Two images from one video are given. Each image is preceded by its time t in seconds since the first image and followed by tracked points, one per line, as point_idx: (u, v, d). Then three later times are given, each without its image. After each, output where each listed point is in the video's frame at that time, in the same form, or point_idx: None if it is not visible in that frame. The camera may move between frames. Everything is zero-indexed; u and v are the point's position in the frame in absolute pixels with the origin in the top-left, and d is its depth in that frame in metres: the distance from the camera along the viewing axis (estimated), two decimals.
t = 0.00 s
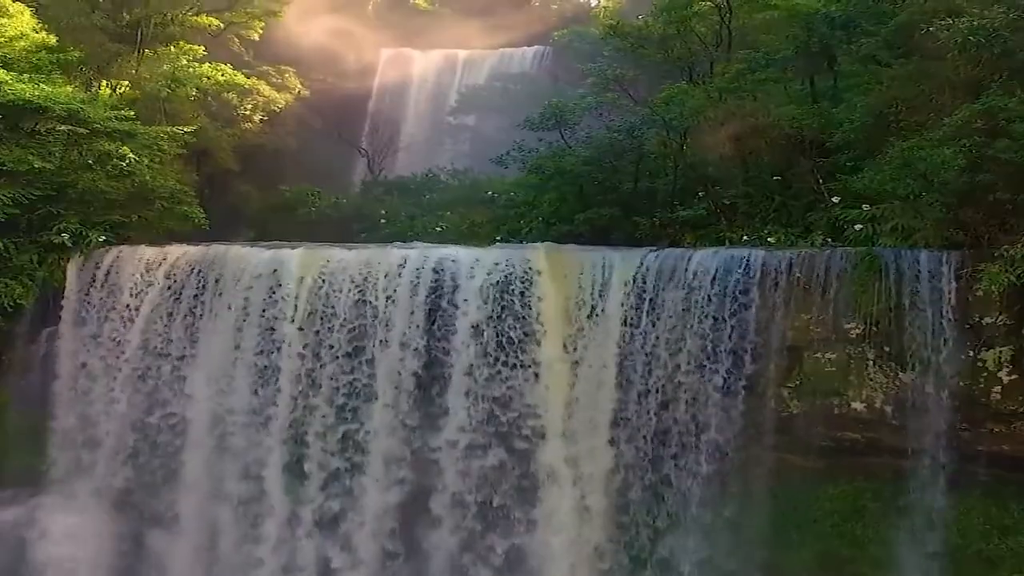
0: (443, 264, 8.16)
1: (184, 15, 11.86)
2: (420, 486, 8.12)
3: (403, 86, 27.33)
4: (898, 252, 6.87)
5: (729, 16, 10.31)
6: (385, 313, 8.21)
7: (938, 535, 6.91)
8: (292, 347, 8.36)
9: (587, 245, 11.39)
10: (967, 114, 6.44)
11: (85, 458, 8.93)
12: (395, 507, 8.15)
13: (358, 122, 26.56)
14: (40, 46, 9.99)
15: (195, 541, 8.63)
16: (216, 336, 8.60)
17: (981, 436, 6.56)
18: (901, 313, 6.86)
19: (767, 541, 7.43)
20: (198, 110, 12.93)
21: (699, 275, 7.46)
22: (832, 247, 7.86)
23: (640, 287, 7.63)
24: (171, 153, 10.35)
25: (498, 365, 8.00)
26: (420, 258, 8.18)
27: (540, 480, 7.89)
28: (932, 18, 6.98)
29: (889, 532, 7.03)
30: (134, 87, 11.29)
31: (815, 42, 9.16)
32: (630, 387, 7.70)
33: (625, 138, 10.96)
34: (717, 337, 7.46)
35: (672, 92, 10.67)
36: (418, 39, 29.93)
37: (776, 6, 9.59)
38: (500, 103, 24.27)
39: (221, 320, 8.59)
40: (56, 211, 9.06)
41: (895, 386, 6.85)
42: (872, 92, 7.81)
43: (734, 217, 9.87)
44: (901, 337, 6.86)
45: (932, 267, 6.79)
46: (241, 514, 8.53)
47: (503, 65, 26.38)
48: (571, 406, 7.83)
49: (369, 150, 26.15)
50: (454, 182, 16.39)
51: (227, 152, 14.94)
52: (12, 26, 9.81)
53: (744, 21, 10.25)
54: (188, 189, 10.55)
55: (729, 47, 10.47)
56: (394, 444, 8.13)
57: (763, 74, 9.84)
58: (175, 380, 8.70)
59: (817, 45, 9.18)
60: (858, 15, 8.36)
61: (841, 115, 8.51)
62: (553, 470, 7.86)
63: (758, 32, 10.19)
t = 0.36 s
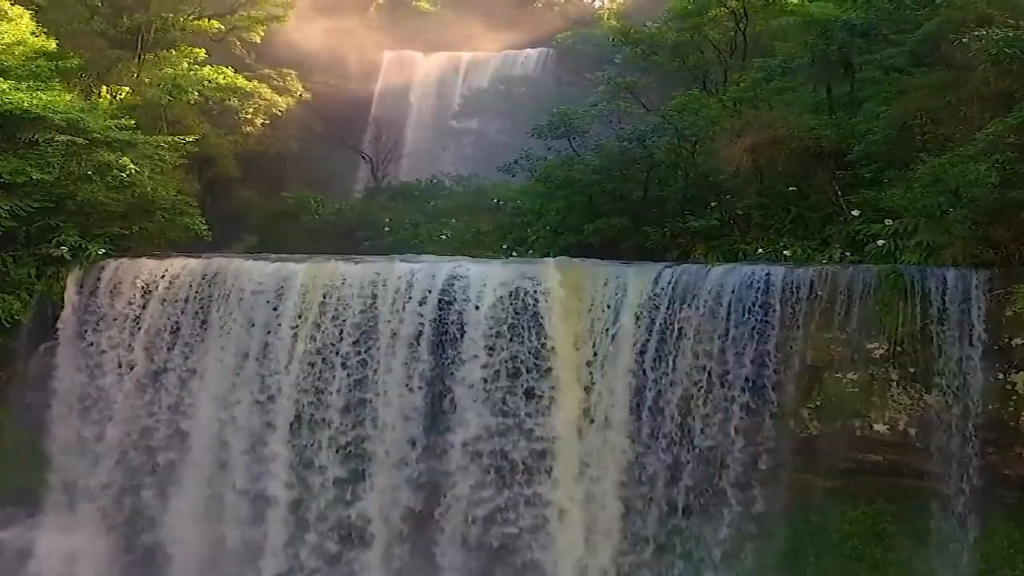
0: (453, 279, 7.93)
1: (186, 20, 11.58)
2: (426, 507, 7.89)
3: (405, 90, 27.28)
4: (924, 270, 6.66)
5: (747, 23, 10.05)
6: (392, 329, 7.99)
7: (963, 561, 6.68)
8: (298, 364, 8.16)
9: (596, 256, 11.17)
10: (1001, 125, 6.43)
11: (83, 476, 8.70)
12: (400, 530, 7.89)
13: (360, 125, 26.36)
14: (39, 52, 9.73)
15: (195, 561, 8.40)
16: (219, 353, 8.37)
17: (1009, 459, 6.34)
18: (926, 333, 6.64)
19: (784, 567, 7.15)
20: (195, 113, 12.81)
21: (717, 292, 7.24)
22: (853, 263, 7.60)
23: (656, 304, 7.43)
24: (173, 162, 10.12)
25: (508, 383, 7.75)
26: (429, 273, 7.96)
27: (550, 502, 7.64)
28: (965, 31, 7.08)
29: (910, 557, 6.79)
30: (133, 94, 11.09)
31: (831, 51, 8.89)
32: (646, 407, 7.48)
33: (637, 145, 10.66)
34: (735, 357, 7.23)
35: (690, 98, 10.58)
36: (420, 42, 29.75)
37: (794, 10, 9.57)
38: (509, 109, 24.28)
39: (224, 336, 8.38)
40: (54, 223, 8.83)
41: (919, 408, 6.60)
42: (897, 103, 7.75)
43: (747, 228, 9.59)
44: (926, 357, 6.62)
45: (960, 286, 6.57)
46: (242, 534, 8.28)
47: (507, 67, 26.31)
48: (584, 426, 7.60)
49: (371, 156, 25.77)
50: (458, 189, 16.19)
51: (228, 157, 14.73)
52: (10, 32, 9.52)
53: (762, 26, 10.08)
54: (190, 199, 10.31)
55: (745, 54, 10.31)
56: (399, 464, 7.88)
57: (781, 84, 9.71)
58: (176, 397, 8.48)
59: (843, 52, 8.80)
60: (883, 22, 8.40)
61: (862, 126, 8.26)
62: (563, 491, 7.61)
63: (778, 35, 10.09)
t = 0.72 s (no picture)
0: (464, 297, 7.68)
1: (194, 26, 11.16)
2: (437, 531, 7.69)
3: (407, 94, 27.14)
4: (954, 294, 6.43)
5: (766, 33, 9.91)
6: (401, 348, 7.75)
7: None
8: (304, 383, 7.92)
9: (607, 267, 10.93)
10: None
11: (84, 497, 8.48)
12: (411, 553, 7.71)
13: (362, 128, 26.05)
14: (42, 62, 9.49)
15: None
16: (224, 372, 8.15)
17: None
18: (957, 358, 6.38)
19: None
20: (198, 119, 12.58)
21: (738, 312, 6.99)
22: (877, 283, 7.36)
23: (675, 324, 7.17)
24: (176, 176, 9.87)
25: (523, 404, 7.57)
26: (438, 290, 7.71)
27: (565, 526, 7.46)
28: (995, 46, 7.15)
29: None
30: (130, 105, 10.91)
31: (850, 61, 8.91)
32: (663, 429, 7.27)
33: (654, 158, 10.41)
34: (757, 380, 6.98)
35: (701, 109, 10.39)
36: (423, 44, 29.59)
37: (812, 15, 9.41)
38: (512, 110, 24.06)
39: (229, 355, 8.15)
40: (54, 238, 8.60)
41: (947, 434, 6.37)
42: (925, 119, 7.75)
43: (762, 241, 9.28)
44: (955, 383, 6.38)
45: (991, 311, 6.35)
46: (247, 557, 8.05)
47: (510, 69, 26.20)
48: (599, 448, 7.42)
49: (376, 163, 25.63)
50: (463, 196, 15.98)
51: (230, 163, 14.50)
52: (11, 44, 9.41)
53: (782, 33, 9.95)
54: (193, 214, 10.06)
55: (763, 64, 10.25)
56: (410, 486, 7.71)
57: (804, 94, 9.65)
58: (178, 417, 8.25)
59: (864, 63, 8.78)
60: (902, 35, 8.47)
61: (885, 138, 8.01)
62: (579, 515, 7.43)
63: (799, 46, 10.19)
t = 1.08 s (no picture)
0: (475, 317, 7.52)
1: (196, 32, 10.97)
2: (448, 556, 7.46)
3: (410, 100, 26.91)
4: (980, 317, 6.31)
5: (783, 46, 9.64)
6: (410, 369, 7.57)
7: None
8: (312, 405, 7.74)
9: (618, 280, 10.72)
10: None
11: (82, 521, 8.21)
12: None
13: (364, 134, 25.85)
14: (41, 72, 9.25)
15: None
16: (229, 392, 7.97)
17: None
18: (984, 383, 6.23)
19: None
20: (199, 126, 12.38)
21: (757, 334, 6.83)
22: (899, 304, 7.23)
23: (691, 346, 7.00)
24: (180, 190, 9.66)
25: (535, 428, 7.34)
26: (450, 309, 7.56)
27: (579, 552, 7.23)
28: (1022, 62, 6.78)
29: None
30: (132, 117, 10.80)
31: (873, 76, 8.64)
32: (681, 455, 7.03)
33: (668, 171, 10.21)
34: (777, 405, 6.79)
35: (711, 119, 10.17)
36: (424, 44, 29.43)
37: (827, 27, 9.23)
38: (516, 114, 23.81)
39: (234, 374, 7.97)
40: (54, 254, 8.37)
41: (974, 462, 6.18)
42: (952, 137, 7.24)
43: (777, 256, 9.09)
44: (982, 409, 6.21)
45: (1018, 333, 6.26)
46: None
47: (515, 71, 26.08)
48: (615, 474, 7.20)
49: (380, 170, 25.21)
50: (468, 204, 15.78)
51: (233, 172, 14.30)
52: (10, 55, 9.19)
53: (799, 47, 9.65)
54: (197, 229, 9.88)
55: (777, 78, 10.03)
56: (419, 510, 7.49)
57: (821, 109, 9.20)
58: (182, 438, 8.05)
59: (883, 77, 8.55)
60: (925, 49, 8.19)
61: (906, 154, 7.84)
62: (593, 540, 7.22)
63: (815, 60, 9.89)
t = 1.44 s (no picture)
0: (487, 342, 7.30)
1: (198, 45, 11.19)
2: None
3: (410, 112, 26.92)
4: (1013, 348, 6.01)
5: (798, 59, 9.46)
6: (421, 394, 7.40)
7: None
8: (321, 429, 7.59)
9: (629, 297, 10.55)
10: None
11: (87, 543, 8.11)
12: None
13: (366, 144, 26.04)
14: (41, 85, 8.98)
15: None
16: (236, 415, 7.83)
17: None
18: (1016, 415, 5.93)
19: None
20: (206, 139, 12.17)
21: (779, 362, 6.61)
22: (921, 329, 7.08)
23: (710, 374, 6.80)
24: (184, 208, 9.43)
25: (550, 455, 7.17)
26: (460, 333, 7.35)
27: None
28: None
29: None
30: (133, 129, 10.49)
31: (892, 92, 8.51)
32: (699, 484, 6.86)
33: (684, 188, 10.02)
34: (799, 434, 6.60)
35: (725, 133, 9.90)
36: (431, 45, 29.45)
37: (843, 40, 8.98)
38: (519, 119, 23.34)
39: (241, 397, 7.82)
40: (54, 275, 8.16)
41: (1003, 496, 5.93)
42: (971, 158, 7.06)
43: (792, 274, 8.96)
44: (1013, 442, 5.92)
45: None
46: None
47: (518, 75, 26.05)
48: (631, 502, 7.03)
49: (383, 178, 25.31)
50: (475, 214, 15.64)
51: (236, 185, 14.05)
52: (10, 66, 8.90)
53: (815, 62, 9.47)
54: (200, 246, 9.68)
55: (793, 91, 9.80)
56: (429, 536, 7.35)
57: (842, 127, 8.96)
58: (189, 461, 7.94)
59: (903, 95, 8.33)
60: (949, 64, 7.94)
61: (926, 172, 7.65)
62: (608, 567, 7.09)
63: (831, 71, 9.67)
